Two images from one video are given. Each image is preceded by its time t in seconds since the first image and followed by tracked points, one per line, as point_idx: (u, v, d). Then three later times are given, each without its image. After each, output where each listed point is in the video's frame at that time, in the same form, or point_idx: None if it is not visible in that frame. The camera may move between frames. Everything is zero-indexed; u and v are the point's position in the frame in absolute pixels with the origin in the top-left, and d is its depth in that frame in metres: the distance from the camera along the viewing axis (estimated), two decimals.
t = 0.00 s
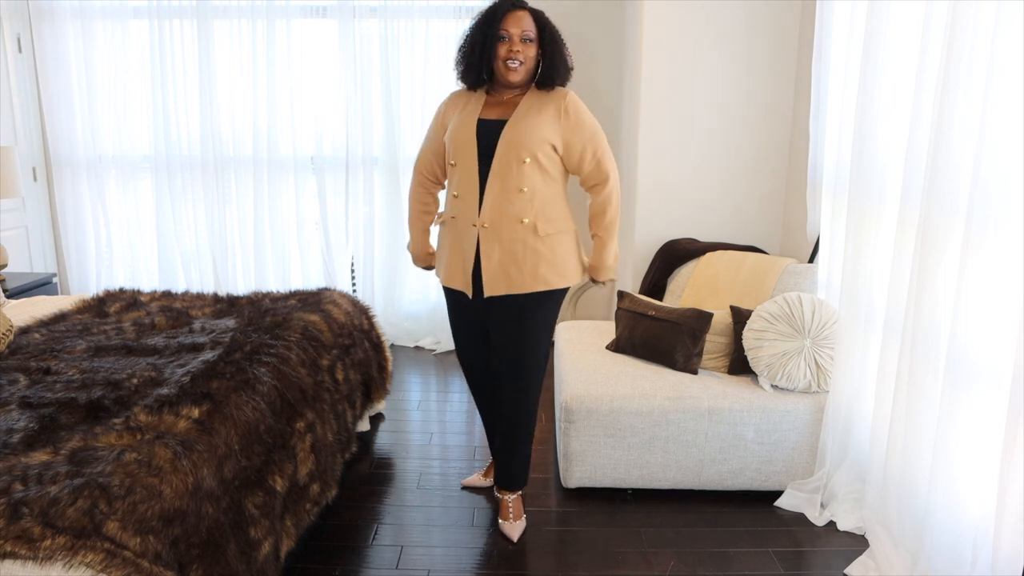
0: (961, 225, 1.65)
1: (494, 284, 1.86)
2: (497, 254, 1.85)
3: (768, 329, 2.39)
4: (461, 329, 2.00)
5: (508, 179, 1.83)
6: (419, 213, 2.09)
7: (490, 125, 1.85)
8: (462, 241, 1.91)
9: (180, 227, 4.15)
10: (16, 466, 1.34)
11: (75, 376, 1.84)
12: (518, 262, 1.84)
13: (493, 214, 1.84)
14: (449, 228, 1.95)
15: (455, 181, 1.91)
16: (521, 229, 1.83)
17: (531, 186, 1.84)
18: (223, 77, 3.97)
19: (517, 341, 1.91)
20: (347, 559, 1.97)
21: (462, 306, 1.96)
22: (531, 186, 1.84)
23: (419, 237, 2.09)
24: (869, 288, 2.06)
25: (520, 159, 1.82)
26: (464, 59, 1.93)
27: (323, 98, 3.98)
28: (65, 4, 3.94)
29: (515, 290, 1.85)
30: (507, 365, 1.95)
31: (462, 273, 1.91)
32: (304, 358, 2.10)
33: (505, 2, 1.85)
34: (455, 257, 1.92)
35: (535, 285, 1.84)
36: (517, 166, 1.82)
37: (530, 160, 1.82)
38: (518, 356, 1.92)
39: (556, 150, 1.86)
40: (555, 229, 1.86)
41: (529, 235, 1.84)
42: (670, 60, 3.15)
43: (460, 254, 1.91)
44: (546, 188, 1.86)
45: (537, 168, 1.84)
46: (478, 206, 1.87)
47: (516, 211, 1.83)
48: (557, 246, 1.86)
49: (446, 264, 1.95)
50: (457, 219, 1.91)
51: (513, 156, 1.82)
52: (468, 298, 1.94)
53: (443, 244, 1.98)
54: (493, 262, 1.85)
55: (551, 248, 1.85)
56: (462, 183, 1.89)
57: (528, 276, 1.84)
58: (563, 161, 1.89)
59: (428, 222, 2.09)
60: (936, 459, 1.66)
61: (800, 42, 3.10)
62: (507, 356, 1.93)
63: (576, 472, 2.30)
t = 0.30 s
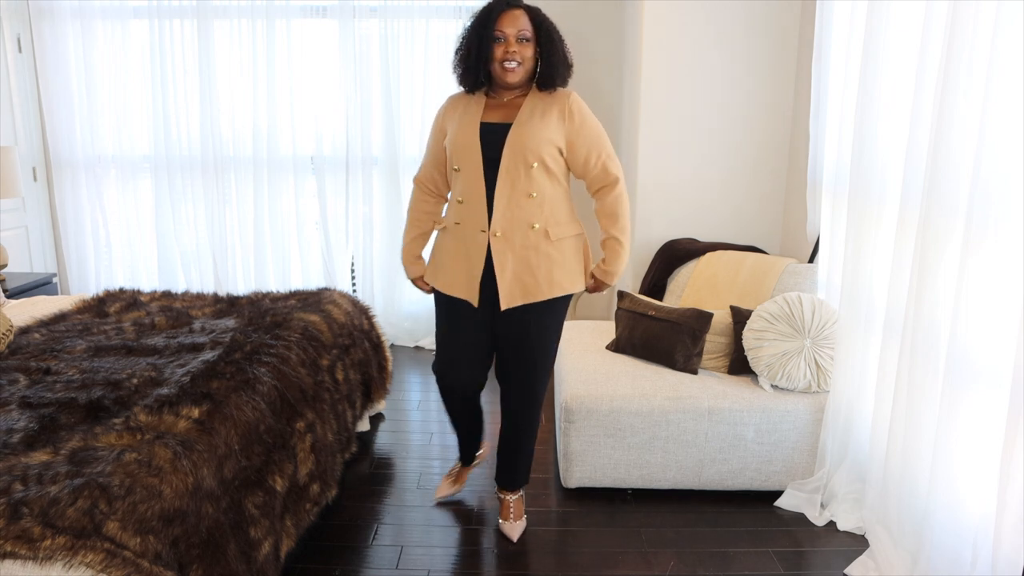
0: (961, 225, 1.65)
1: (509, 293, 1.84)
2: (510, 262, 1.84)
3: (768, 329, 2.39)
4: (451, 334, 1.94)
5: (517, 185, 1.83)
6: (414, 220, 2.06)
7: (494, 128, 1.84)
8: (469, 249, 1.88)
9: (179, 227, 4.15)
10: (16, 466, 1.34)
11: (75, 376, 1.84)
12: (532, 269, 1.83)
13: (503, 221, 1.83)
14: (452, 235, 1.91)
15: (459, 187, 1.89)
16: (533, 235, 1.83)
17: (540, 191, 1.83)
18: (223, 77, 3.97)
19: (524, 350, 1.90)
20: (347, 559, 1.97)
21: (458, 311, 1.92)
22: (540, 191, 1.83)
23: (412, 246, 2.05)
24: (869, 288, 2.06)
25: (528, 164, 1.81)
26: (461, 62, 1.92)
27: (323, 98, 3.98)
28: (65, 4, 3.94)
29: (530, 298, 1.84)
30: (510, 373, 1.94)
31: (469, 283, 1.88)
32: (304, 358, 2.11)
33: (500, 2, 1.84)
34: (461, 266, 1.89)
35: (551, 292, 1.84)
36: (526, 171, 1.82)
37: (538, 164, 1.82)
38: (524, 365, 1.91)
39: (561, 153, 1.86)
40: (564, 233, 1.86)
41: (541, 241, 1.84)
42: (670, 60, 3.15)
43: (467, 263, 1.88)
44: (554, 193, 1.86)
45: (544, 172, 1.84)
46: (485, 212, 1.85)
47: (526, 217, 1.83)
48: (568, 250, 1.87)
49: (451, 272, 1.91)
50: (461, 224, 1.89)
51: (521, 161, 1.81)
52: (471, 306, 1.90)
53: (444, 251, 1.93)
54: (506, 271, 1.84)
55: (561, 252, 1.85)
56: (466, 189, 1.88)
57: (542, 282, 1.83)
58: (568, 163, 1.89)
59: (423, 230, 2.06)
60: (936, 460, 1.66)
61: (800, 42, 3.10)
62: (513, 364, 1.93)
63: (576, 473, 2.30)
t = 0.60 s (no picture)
0: (961, 225, 1.65)
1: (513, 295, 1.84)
2: (512, 263, 1.83)
3: (768, 329, 2.39)
4: (444, 336, 1.91)
5: (519, 185, 1.82)
6: (394, 218, 1.98)
7: (495, 127, 1.82)
8: (468, 249, 1.85)
9: (179, 227, 4.15)
10: (16, 466, 1.34)
11: (75, 376, 1.84)
12: (534, 270, 1.83)
13: (506, 221, 1.83)
14: (448, 235, 1.87)
15: (456, 186, 1.86)
16: (534, 236, 1.84)
17: (540, 191, 1.84)
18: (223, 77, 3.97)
19: (522, 353, 1.91)
20: (347, 559, 1.97)
21: (451, 311, 1.89)
22: (540, 191, 1.84)
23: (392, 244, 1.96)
24: (869, 288, 2.07)
25: (529, 165, 1.82)
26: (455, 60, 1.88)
27: (323, 98, 3.98)
28: (65, 4, 3.94)
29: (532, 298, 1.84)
30: (508, 375, 1.94)
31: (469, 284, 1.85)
32: (304, 358, 2.10)
33: None
34: (460, 266, 1.86)
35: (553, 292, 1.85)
36: (528, 172, 1.82)
37: (539, 165, 1.82)
38: (522, 369, 1.92)
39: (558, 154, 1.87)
40: (563, 234, 1.89)
41: (543, 242, 1.85)
42: (670, 60, 3.15)
43: (467, 264, 1.85)
44: (552, 194, 1.87)
45: (544, 172, 1.84)
46: (485, 211, 1.83)
47: (528, 218, 1.84)
48: (567, 252, 1.89)
49: (447, 272, 1.87)
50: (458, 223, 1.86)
51: (524, 161, 1.81)
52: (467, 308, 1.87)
53: (438, 250, 1.88)
54: (509, 272, 1.83)
55: (560, 253, 1.87)
56: (464, 187, 1.84)
57: (543, 283, 1.84)
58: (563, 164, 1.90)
59: (404, 228, 1.98)
60: (936, 460, 1.66)
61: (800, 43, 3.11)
62: (511, 367, 1.93)
63: (576, 473, 2.30)
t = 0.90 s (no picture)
0: (961, 225, 1.65)
1: (515, 296, 1.84)
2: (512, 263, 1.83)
3: (768, 329, 2.39)
4: (439, 336, 1.91)
5: (519, 184, 1.82)
6: (387, 219, 1.94)
7: (496, 126, 1.82)
8: (466, 249, 1.84)
9: (179, 227, 4.15)
10: (16, 466, 1.34)
11: (75, 376, 1.84)
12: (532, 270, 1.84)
13: (505, 221, 1.83)
14: (444, 235, 1.86)
15: (453, 186, 1.85)
16: (533, 235, 1.84)
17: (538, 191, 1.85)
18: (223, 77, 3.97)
19: (519, 353, 1.91)
20: (347, 559, 1.97)
21: (446, 311, 1.88)
22: (538, 191, 1.85)
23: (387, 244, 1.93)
24: (869, 288, 2.06)
25: (530, 164, 1.82)
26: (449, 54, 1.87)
27: (323, 98, 3.98)
28: (65, 3, 3.94)
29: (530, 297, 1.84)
30: (505, 375, 1.94)
31: (468, 284, 1.84)
32: (304, 358, 2.10)
33: None
34: (458, 267, 1.85)
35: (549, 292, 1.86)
36: (528, 172, 1.83)
37: (538, 165, 1.84)
38: (519, 368, 1.92)
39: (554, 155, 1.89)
40: (559, 234, 1.90)
41: (540, 242, 1.86)
42: (670, 61, 3.15)
43: (465, 263, 1.84)
44: (548, 194, 1.88)
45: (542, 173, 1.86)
46: (482, 211, 1.83)
47: (527, 218, 1.84)
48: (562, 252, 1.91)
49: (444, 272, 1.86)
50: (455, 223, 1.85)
51: (524, 160, 1.82)
52: (463, 308, 1.87)
53: (433, 251, 1.87)
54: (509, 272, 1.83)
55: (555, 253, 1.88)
56: (461, 187, 1.84)
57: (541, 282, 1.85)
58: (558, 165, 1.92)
59: (396, 228, 1.94)
60: (936, 460, 1.66)
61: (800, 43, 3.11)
62: (508, 367, 1.93)
63: (576, 473, 2.30)
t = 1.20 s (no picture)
0: (961, 225, 1.65)
1: (518, 297, 1.84)
2: (513, 262, 1.83)
3: (768, 329, 2.39)
4: (439, 337, 1.91)
5: (519, 185, 1.82)
6: (389, 222, 1.94)
7: (497, 127, 1.83)
8: (465, 250, 1.84)
9: (179, 227, 4.15)
10: (16, 466, 1.34)
11: (75, 376, 1.84)
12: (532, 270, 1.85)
13: (506, 221, 1.83)
14: (442, 236, 1.86)
15: (451, 188, 1.85)
16: (533, 236, 1.85)
17: (538, 193, 1.85)
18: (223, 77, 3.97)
19: (520, 353, 1.91)
20: (347, 559, 1.97)
21: (447, 313, 1.88)
22: (539, 192, 1.85)
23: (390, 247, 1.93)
24: (869, 288, 2.06)
25: (531, 165, 1.82)
26: (449, 55, 1.87)
27: (323, 98, 3.98)
28: (65, 3, 3.94)
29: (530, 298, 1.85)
30: (506, 375, 1.94)
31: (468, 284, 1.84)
32: (304, 358, 2.10)
33: None
34: (456, 268, 1.85)
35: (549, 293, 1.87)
36: (529, 172, 1.83)
37: (539, 166, 1.84)
38: (520, 368, 1.92)
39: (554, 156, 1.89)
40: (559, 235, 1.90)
41: (540, 244, 1.86)
42: (670, 61, 3.15)
43: (464, 264, 1.84)
44: (548, 196, 1.88)
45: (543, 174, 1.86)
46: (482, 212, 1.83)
47: (527, 218, 1.84)
48: (562, 253, 1.91)
49: (443, 274, 1.86)
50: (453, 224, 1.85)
51: (525, 161, 1.82)
52: (463, 309, 1.87)
53: (434, 252, 1.87)
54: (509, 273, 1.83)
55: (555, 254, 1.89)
56: (460, 189, 1.83)
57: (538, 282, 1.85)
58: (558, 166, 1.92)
59: (399, 232, 1.94)
60: (936, 460, 1.66)
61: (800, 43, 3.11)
62: (509, 366, 1.93)
63: (576, 473, 2.30)
